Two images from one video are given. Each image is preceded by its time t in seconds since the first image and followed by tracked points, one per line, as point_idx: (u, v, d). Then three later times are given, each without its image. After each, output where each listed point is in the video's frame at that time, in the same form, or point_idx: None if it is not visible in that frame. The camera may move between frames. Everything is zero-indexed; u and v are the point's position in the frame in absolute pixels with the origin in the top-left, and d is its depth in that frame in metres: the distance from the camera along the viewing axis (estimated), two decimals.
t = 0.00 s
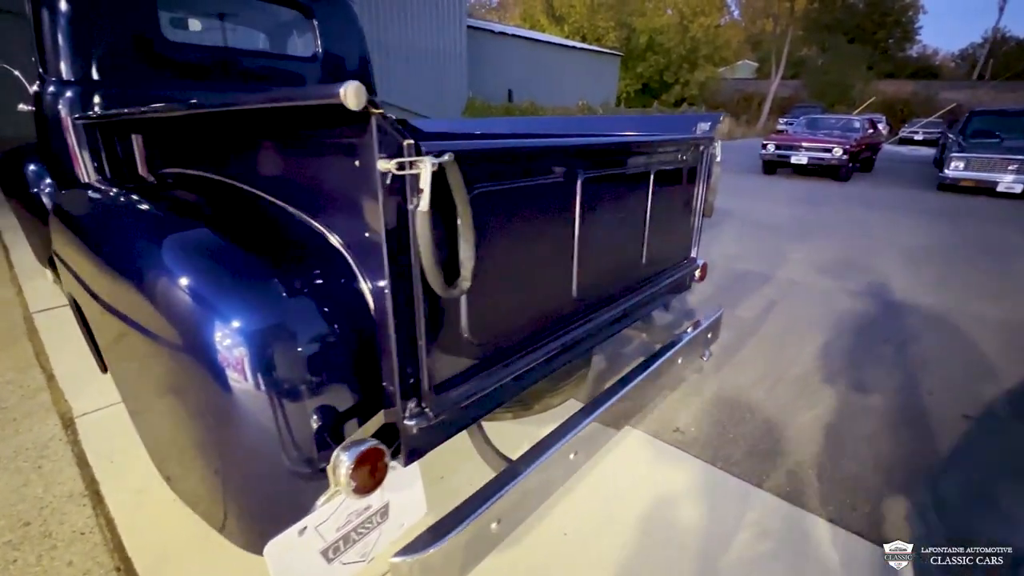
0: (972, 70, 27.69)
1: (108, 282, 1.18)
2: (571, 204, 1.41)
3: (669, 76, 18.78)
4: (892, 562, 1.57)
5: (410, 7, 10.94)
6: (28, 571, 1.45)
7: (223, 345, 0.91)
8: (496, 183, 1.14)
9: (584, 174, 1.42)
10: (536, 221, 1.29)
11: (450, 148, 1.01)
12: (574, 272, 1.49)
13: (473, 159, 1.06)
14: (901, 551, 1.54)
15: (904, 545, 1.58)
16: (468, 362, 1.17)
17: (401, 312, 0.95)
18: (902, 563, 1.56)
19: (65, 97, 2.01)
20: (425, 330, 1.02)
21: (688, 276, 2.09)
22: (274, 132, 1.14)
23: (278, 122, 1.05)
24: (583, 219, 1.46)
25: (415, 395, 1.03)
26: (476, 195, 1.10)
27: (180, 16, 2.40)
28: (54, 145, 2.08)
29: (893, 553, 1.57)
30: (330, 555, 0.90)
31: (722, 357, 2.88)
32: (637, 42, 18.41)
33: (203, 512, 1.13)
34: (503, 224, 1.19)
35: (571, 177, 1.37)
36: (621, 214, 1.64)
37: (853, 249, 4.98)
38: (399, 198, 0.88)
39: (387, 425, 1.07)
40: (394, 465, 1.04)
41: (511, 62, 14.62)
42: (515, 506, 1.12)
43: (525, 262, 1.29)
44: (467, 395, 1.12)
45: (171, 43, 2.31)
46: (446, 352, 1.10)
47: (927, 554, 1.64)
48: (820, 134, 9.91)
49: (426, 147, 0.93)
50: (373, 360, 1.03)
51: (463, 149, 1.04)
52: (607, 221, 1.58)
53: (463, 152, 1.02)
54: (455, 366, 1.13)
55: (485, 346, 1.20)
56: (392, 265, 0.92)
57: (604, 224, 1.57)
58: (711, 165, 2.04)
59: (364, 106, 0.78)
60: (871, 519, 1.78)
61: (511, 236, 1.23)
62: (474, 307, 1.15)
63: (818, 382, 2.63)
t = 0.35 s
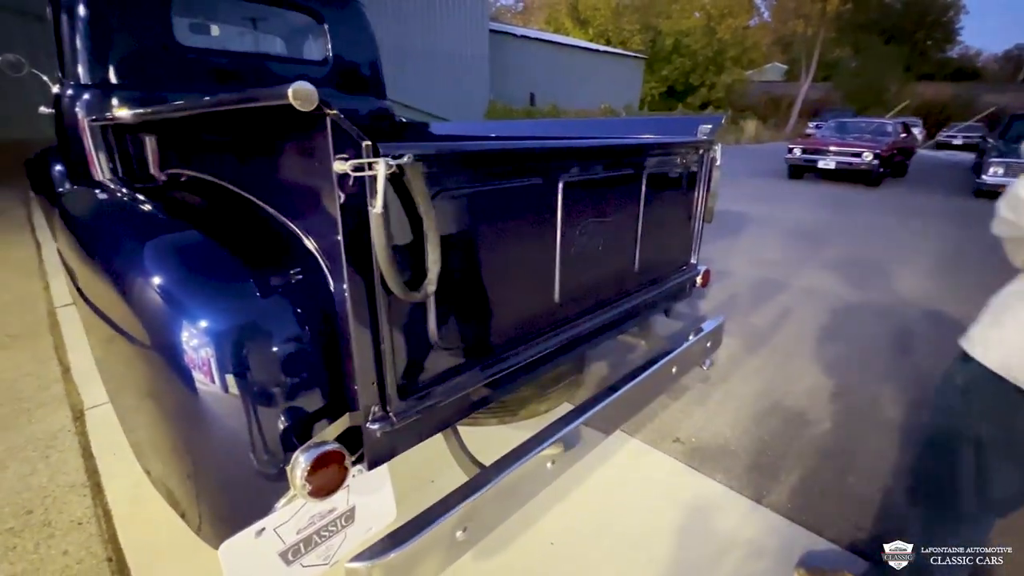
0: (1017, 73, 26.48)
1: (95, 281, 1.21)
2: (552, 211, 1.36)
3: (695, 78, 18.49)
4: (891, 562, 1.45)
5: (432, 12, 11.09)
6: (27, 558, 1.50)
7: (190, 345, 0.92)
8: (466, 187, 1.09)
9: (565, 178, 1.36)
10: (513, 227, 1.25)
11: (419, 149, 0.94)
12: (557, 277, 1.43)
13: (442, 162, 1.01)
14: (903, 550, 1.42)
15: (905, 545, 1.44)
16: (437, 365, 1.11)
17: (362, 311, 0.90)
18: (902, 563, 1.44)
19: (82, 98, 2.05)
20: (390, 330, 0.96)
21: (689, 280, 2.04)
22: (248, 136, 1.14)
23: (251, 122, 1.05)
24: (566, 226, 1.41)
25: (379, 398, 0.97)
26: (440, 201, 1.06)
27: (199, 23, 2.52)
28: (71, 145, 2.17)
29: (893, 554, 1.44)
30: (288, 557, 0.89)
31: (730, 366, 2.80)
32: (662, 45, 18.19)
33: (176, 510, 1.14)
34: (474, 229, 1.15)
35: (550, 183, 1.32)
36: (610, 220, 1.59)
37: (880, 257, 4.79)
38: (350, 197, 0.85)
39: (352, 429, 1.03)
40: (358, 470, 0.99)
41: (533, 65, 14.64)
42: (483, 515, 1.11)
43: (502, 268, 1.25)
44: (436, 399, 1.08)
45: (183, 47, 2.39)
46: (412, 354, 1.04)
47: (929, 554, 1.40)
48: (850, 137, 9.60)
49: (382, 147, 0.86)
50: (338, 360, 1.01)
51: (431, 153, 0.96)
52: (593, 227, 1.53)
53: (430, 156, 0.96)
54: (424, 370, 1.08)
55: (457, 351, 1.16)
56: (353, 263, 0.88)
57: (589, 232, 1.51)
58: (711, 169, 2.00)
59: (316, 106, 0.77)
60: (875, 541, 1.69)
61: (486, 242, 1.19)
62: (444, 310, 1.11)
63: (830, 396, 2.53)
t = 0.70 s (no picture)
0: None
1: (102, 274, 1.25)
2: (551, 209, 1.32)
3: (727, 81, 18.08)
4: (891, 562, 1.50)
5: (458, 17, 11.23)
6: (43, 538, 1.56)
7: (181, 339, 0.96)
8: (451, 185, 1.07)
9: (564, 177, 1.32)
10: (504, 229, 1.23)
11: (402, 146, 0.92)
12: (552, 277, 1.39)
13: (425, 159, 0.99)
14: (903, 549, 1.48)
15: (906, 545, 1.47)
16: (425, 365, 1.10)
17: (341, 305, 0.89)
18: (902, 563, 1.49)
19: (113, 99, 2.09)
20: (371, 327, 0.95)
21: (700, 284, 1.99)
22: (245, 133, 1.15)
23: (245, 117, 1.05)
24: (564, 227, 1.37)
25: (362, 396, 0.97)
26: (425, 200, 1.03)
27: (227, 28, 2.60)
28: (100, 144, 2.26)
29: (894, 554, 1.49)
30: (269, 551, 0.90)
31: (747, 375, 2.71)
32: (694, 47, 17.86)
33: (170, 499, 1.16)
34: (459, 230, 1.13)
35: (547, 182, 1.28)
36: (615, 221, 1.53)
37: (916, 266, 4.56)
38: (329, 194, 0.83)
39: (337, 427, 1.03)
40: (340, 469, 0.98)
41: (560, 68, 14.59)
42: (468, 517, 1.09)
43: (495, 269, 1.23)
44: (421, 399, 1.08)
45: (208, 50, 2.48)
46: (399, 352, 1.04)
47: (928, 554, 1.43)
48: (890, 142, 9.20)
49: (365, 143, 0.83)
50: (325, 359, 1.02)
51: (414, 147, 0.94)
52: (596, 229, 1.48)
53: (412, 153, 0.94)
54: (410, 370, 1.07)
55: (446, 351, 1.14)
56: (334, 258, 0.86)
57: (591, 234, 1.46)
58: (725, 172, 1.94)
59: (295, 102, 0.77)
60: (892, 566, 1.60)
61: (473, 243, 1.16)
62: (431, 310, 1.09)
63: (852, 410, 2.41)
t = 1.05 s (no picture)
0: None
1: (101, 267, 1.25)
2: (553, 210, 1.27)
3: (759, 83, 17.63)
4: (892, 562, 1.55)
5: (484, 21, 11.33)
6: (53, 526, 1.60)
7: (167, 334, 0.94)
8: (442, 183, 1.03)
9: (566, 176, 1.27)
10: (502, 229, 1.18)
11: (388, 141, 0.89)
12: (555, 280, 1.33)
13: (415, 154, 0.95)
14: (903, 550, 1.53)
15: (904, 545, 1.55)
16: (413, 369, 1.06)
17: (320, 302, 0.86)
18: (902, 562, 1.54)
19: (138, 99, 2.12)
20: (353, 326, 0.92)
21: (717, 290, 1.90)
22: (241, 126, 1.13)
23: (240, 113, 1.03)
24: (567, 228, 1.32)
25: (346, 398, 0.94)
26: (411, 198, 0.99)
27: (251, 27, 2.72)
28: (124, 141, 2.31)
29: (893, 554, 1.54)
30: (247, 555, 0.87)
31: (769, 386, 2.59)
32: (725, 49, 17.48)
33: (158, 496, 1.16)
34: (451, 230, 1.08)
35: (548, 181, 1.23)
36: (623, 223, 1.47)
37: (959, 276, 4.31)
38: (312, 186, 0.81)
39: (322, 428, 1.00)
40: (324, 473, 0.95)
41: (587, 71, 14.50)
42: (455, 527, 1.05)
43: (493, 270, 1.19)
44: (409, 403, 1.04)
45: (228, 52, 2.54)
46: (387, 354, 1.00)
47: (928, 554, 1.37)
48: (932, 146, 8.78)
49: (348, 136, 0.80)
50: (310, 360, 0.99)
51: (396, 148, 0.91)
52: (602, 230, 1.42)
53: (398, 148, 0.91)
54: (399, 372, 1.03)
55: (439, 354, 1.11)
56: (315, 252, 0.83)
57: (596, 235, 1.40)
58: (743, 173, 1.85)
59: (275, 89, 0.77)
60: None
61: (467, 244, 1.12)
62: (421, 311, 1.06)
63: (882, 427, 2.27)
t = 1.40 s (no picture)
0: None
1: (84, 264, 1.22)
2: (552, 214, 1.21)
3: (799, 85, 17.00)
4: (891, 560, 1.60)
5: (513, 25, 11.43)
6: (57, 523, 1.61)
7: (140, 340, 0.90)
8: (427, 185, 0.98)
9: (569, 177, 1.21)
10: (496, 233, 1.13)
11: (372, 136, 0.85)
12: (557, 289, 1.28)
13: (397, 153, 0.90)
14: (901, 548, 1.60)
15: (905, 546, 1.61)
16: (393, 386, 1.01)
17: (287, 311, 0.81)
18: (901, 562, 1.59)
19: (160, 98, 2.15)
20: (325, 336, 0.87)
21: (738, 302, 1.78)
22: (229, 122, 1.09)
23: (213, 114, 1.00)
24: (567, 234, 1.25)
25: (319, 414, 0.90)
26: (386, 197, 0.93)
27: (279, 29, 2.70)
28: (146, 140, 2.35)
29: (892, 553, 1.61)
30: None
31: (799, 405, 2.42)
32: (763, 50, 16.94)
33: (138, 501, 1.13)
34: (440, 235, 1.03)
35: (546, 184, 1.16)
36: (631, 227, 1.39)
37: (1019, 290, 3.98)
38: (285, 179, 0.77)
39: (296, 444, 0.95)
40: (297, 492, 0.90)
41: (618, 74, 14.36)
42: (437, 554, 0.98)
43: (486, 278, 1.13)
44: (389, 419, 0.99)
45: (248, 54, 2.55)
46: (364, 368, 0.95)
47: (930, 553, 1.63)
48: (988, 150, 8.24)
49: (315, 132, 0.77)
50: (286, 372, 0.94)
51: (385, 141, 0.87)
52: (609, 236, 1.33)
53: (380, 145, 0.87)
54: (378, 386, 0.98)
55: (423, 368, 1.05)
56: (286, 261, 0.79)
57: (601, 241, 1.32)
58: (771, 177, 1.72)
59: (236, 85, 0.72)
60: None
61: (456, 250, 1.06)
62: (401, 321, 1.00)
63: (926, 455, 2.08)
